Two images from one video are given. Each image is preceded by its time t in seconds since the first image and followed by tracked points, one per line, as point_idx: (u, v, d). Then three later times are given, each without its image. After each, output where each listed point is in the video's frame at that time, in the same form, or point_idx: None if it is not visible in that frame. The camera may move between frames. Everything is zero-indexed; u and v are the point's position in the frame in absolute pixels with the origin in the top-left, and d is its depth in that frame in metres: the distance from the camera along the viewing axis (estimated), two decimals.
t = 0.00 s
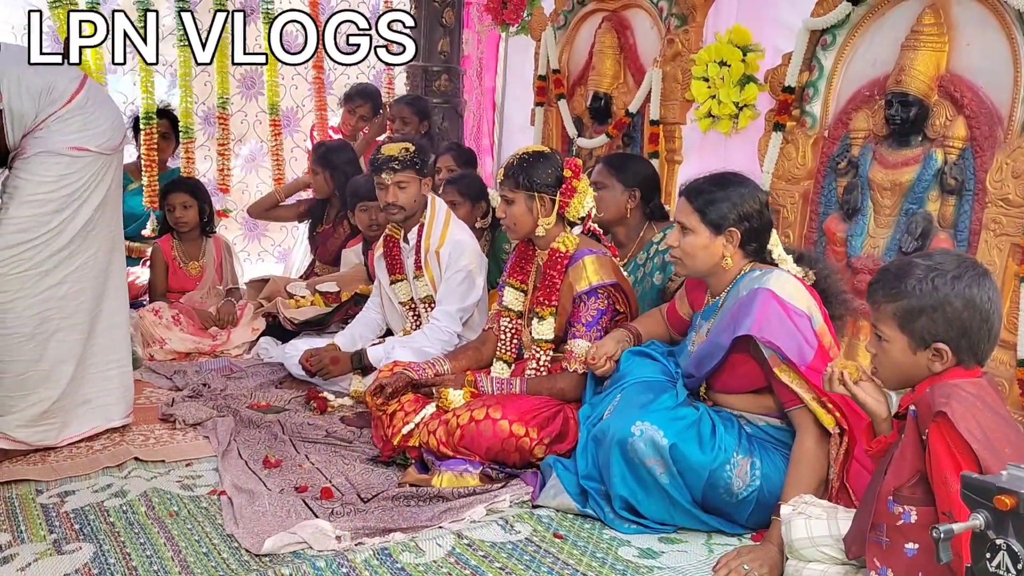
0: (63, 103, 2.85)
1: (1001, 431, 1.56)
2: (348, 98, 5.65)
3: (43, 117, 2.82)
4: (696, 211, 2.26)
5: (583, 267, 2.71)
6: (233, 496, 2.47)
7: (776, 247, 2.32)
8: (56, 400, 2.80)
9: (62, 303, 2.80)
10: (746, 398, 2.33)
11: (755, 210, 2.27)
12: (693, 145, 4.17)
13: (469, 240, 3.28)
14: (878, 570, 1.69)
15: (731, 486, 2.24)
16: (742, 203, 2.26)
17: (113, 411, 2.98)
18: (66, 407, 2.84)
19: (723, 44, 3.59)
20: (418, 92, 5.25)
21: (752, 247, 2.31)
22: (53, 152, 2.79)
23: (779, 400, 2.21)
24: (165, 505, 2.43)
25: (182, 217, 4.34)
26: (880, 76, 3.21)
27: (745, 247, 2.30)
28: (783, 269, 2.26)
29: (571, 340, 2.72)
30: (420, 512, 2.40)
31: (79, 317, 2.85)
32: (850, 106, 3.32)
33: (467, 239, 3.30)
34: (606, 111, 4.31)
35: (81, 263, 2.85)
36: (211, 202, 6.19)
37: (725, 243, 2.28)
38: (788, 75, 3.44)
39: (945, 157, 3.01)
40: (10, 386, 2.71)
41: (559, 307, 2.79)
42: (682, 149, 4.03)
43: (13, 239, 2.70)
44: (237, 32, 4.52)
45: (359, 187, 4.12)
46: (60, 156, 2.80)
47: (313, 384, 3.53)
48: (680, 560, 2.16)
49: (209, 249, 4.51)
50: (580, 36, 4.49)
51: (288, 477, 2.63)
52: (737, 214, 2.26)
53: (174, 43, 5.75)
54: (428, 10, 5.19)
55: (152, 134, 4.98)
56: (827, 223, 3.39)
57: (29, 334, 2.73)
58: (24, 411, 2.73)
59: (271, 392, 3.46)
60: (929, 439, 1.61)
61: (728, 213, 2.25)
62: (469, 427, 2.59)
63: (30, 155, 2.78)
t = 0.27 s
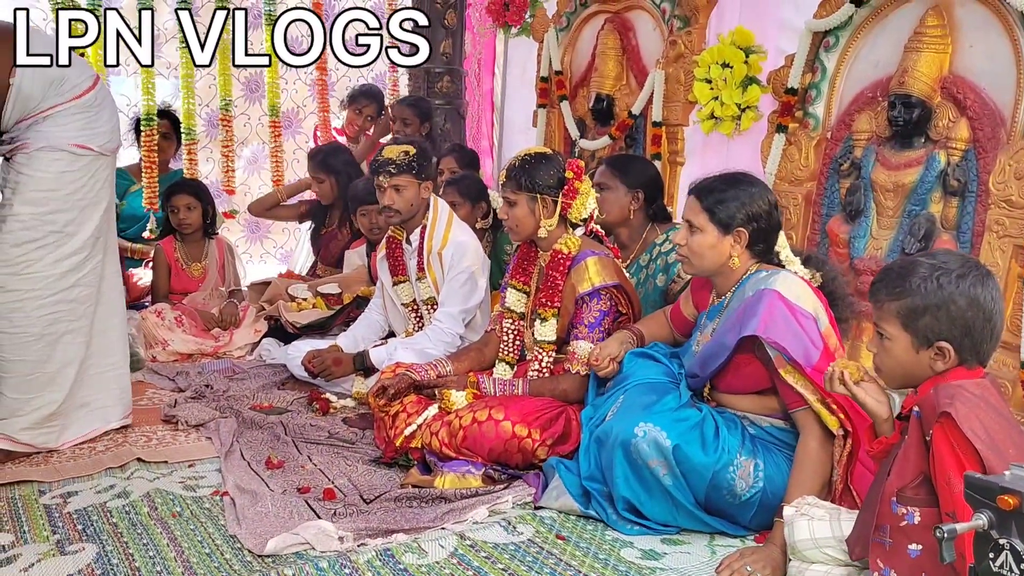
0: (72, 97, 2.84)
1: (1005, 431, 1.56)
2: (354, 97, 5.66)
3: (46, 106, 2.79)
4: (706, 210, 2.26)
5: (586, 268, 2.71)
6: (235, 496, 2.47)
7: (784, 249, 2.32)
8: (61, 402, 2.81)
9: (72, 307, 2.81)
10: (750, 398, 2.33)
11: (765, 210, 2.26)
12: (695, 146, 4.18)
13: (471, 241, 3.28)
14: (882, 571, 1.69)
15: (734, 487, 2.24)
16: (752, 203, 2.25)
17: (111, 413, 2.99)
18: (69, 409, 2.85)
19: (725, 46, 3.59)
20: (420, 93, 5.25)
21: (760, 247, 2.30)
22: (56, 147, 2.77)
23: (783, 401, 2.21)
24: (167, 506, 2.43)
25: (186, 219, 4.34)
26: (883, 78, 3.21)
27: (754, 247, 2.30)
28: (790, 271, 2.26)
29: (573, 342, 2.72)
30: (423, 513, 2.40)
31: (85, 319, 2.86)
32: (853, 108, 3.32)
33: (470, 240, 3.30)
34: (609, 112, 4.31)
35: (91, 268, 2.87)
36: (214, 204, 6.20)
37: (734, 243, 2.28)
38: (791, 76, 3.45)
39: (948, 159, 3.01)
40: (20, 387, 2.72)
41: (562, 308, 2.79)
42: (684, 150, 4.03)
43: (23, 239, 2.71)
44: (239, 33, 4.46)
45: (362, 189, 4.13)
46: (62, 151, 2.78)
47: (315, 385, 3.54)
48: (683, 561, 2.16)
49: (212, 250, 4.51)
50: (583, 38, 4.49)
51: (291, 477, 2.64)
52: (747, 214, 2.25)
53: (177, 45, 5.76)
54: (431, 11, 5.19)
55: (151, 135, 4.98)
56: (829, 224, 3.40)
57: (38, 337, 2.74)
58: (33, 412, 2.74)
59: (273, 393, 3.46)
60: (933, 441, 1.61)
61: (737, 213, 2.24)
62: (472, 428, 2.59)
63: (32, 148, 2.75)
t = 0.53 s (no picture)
0: (81, 98, 2.83)
1: (1011, 433, 1.56)
2: (359, 100, 5.66)
3: (53, 102, 2.77)
4: (709, 211, 2.26)
5: (589, 270, 2.71)
6: (239, 498, 2.47)
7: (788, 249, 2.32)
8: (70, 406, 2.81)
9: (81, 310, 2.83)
10: (753, 399, 2.33)
11: (768, 213, 2.26)
12: (699, 147, 4.17)
13: (474, 242, 3.29)
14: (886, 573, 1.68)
15: (738, 490, 2.24)
16: (756, 205, 2.24)
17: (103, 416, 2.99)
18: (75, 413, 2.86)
19: (729, 47, 3.58)
20: (423, 95, 5.25)
21: (764, 249, 2.30)
22: (63, 147, 2.76)
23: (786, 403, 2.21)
24: (172, 507, 2.43)
25: (190, 220, 4.34)
26: (887, 79, 3.21)
27: (757, 250, 2.29)
28: (793, 272, 2.26)
29: (576, 343, 2.72)
30: (426, 514, 2.40)
31: (93, 322, 2.89)
32: (857, 109, 3.31)
33: (473, 241, 3.30)
34: (612, 114, 4.31)
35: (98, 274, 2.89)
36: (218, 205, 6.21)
37: (736, 245, 2.27)
38: (795, 78, 3.45)
39: (952, 160, 3.00)
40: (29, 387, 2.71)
41: (565, 310, 2.79)
42: (688, 152, 4.03)
43: (32, 239, 2.72)
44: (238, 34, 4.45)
45: (365, 190, 4.13)
46: (68, 151, 2.77)
47: (319, 387, 3.54)
48: (686, 563, 2.15)
49: (215, 253, 4.52)
50: (586, 39, 4.49)
51: (294, 479, 2.64)
52: (750, 216, 2.25)
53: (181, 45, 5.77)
54: (434, 12, 5.19)
55: (154, 136, 5.01)
56: (833, 226, 3.39)
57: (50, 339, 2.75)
58: (43, 412, 2.74)
59: (277, 395, 3.47)
60: (939, 442, 1.60)
61: (741, 215, 2.24)
62: (475, 430, 2.59)
63: (37, 144, 2.73)
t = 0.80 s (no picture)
0: (82, 104, 2.85)
1: (1012, 435, 1.55)
2: (361, 103, 5.69)
3: (56, 103, 2.78)
4: (714, 211, 2.25)
5: (592, 270, 2.71)
6: (243, 498, 2.47)
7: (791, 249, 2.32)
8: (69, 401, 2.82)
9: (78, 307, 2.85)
10: (755, 398, 2.33)
11: (772, 213, 2.26)
12: (702, 148, 4.21)
13: (476, 243, 3.30)
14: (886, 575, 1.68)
15: (741, 491, 2.24)
16: (761, 204, 2.24)
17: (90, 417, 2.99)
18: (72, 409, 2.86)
19: (731, 47, 3.58)
20: (426, 96, 5.26)
21: (768, 250, 2.30)
22: (64, 150, 2.79)
23: (789, 403, 2.21)
24: (175, 507, 2.44)
25: (193, 221, 4.35)
26: (890, 79, 3.21)
27: (761, 250, 2.30)
28: (796, 272, 2.26)
29: (579, 343, 2.72)
30: (429, 514, 2.40)
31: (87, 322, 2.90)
32: (860, 109, 3.31)
33: (475, 242, 3.31)
34: (615, 114, 4.32)
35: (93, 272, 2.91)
36: (221, 206, 6.22)
37: (742, 244, 2.28)
38: (798, 78, 3.44)
39: (955, 160, 3.00)
40: (30, 384, 2.72)
41: (568, 310, 2.79)
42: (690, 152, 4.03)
43: (32, 235, 2.73)
44: (235, 36, 4.46)
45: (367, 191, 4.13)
46: (68, 155, 2.80)
47: (322, 387, 3.54)
48: (689, 563, 2.16)
49: (218, 254, 4.53)
50: (589, 40, 4.49)
51: (297, 479, 2.64)
52: (755, 216, 2.25)
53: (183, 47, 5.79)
54: (436, 13, 5.20)
55: (157, 137, 5.03)
56: (836, 226, 3.39)
57: (52, 334, 2.76)
58: (45, 411, 2.75)
59: (280, 395, 3.47)
60: (939, 443, 1.60)
61: (746, 214, 2.24)
62: (478, 430, 2.59)
63: (37, 142, 2.74)
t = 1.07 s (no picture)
0: (93, 104, 2.87)
1: (1014, 435, 1.55)
2: (358, 105, 5.64)
3: (66, 99, 2.79)
4: (722, 205, 2.25)
5: (595, 269, 2.71)
6: (246, 497, 2.48)
7: (797, 246, 2.32)
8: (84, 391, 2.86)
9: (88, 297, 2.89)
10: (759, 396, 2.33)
11: (779, 207, 2.26)
12: (705, 148, 4.22)
13: (479, 242, 3.30)
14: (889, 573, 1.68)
15: (744, 491, 2.24)
16: (768, 198, 2.25)
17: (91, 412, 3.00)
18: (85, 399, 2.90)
19: (734, 46, 3.58)
20: (428, 95, 5.26)
21: (776, 244, 2.30)
22: (76, 147, 2.81)
23: (794, 402, 2.21)
24: (179, 506, 2.44)
25: (198, 220, 4.36)
26: (892, 78, 3.21)
27: (770, 244, 2.30)
28: (802, 270, 2.25)
29: (582, 342, 2.72)
30: (432, 513, 2.40)
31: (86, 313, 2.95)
32: (863, 108, 3.31)
33: (478, 241, 3.31)
34: (617, 114, 4.31)
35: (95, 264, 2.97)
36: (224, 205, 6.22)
37: (750, 239, 2.28)
38: (801, 77, 3.44)
39: (958, 159, 3.01)
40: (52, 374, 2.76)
41: (570, 309, 2.79)
42: (693, 151, 4.02)
43: (50, 228, 2.76)
44: (237, 36, 4.45)
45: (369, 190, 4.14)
46: (80, 153, 2.83)
47: (325, 386, 3.55)
48: (692, 562, 2.16)
49: (220, 253, 4.53)
50: (591, 39, 4.49)
51: (301, 478, 2.64)
52: (763, 210, 2.24)
53: (186, 47, 5.79)
54: (438, 12, 5.20)
55: (162, 136, 5.03)
56: (839, 225, 3.39)
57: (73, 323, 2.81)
58: (69, 400, 2.79)
59: (283, 394, 3.48)
60: (942, 442, 1.60)
61: (754, 208, 2.24)
62: (480, 429, 2.59)
63: (52, 137, 2.75)
